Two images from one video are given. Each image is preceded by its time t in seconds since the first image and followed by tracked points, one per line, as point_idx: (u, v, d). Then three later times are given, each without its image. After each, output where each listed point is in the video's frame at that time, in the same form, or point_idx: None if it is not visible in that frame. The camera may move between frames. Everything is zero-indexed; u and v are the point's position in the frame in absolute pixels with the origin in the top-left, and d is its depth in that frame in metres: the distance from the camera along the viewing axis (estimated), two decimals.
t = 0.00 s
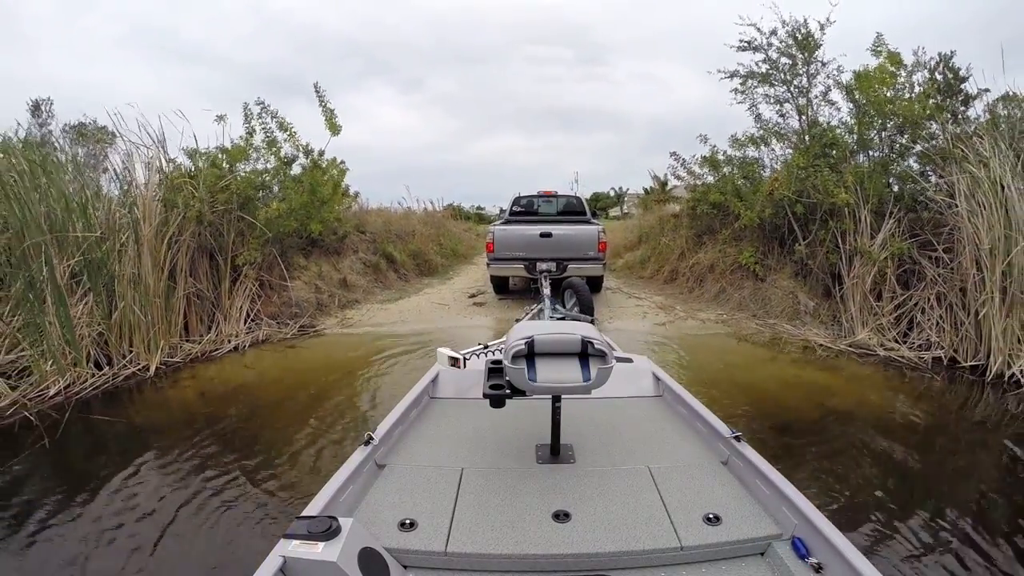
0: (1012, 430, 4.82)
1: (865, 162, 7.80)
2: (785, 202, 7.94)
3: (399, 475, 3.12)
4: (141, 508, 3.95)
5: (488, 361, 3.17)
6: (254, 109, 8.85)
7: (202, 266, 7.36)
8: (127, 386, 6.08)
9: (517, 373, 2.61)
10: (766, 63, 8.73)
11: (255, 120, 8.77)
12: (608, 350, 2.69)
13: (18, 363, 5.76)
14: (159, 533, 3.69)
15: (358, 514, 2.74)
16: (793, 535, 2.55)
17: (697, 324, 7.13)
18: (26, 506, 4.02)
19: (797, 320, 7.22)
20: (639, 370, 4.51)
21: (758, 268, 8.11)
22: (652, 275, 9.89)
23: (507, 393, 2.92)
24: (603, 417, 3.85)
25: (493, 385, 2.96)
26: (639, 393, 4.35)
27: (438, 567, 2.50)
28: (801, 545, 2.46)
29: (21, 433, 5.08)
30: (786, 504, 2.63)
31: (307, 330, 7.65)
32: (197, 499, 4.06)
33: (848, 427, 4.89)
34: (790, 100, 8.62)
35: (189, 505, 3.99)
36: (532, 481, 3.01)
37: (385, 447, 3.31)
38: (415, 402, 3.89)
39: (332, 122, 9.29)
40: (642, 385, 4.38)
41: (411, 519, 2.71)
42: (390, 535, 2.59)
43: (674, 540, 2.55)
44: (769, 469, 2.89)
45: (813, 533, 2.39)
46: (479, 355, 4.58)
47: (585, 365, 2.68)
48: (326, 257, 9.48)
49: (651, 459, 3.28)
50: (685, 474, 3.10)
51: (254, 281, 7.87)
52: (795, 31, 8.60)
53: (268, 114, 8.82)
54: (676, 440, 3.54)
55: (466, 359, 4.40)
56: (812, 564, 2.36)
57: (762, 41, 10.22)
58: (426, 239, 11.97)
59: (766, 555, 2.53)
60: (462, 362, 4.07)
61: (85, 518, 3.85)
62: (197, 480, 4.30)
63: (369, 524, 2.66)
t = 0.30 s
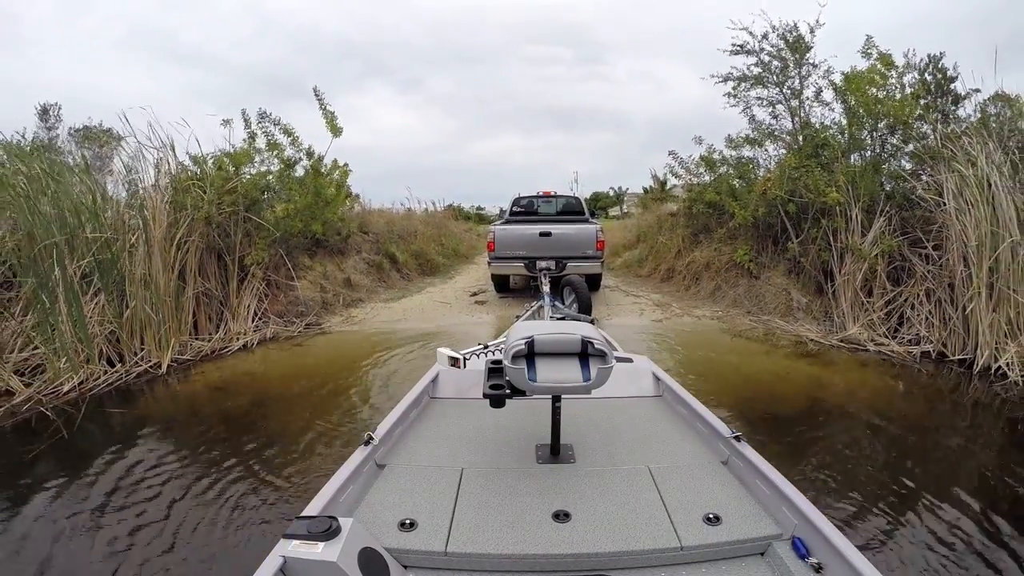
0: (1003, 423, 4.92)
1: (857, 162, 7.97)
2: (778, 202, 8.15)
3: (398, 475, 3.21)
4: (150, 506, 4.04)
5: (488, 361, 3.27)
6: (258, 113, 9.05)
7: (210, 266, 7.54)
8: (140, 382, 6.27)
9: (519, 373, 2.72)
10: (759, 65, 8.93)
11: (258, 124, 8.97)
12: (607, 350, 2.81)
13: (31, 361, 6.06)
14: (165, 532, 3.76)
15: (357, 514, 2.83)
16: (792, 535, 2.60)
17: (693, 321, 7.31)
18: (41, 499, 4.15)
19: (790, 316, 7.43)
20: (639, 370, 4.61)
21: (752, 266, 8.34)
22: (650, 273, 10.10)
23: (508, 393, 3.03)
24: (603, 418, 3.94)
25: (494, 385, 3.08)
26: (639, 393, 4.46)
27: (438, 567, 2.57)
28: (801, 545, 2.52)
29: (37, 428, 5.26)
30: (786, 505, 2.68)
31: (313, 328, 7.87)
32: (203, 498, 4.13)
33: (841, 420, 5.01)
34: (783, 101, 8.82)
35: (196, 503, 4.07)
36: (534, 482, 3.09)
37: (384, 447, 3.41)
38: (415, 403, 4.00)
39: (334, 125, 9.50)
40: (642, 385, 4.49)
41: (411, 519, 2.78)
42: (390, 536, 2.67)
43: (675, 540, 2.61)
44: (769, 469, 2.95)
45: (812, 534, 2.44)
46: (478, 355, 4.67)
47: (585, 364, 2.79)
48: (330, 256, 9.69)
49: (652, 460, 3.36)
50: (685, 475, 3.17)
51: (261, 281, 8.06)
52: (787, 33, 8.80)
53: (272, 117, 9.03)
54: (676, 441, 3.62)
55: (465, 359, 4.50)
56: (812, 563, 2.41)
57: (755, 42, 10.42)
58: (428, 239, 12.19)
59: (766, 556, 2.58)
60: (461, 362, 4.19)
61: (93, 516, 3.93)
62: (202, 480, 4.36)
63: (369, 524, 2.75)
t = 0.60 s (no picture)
0: (991, 421, 5.06)
1: (850, 166, 8.18)
2: (772, 205, 8.40)
3: (398, 474, 3.30)
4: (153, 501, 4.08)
5: (488, 361, 3.39)
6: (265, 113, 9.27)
7: (218, 262, 7.75)
8: (151, 374, 6.47)
9: (520, 372, 2.83)
10: (755, 71, 9.15)
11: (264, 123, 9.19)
12: (607, 350, 2.92)
13: (42, 353, 6.27)
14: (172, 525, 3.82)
15: (358, 514, 2.89)
16: (792, 534, 2.67)
17: (687, 320, 7.52)
18: (56, 485, 4.30)
19: (783, 316, 7.64)
20: (637, 371, 4.74)
21: (747, 267, 8.56)
22: (648, 274, 10.33)
23: (508, 393, 3.14)
24: (605, 419, 4.07)
25: (494, 385, 3.18)
26: (640, 394, 4.60)
27: (438, 567, 2.62)
28: (801, 545, 2.58)
29: (52, 416, 5.46)
30: (786, 505, 2.75)
31: (318, 324, 8.10)
32: (208, 493, 4.19)
33: (832, 418, 5.16)
34: (779, 106, 9.03)
35: (203, 496, 4.15)
36: (535, 483, 3.18)
37: (385, 448, 3.51)
38: (416, 403, 4.11)
39: (340, 125, 9.71)
40: (642, 386, 4.62)
41: (411, 520, 2.85)
42: (391, 535, 2.73)
43: (675, 540, 2.67)
44: (769, 470, 3.03)
45: (812, 534, 2.50)
46: (479, 355, 4.73)
47: (584, 364, 2.90)
48: (334, 254, 9.92)
49: (652, 461, 3.46)
50: (686, 475, 3.26)
51: (268, 277, 8.26)
52: (783, 40, 9.02)
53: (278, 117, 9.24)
54: (677, 442, 3.73)
55: (466, 358, 4.61)
56: (812, 563, 2.47)
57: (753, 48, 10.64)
58: (431, 238, 12.43)
59: (766, 556, 2.65)
60: (462, 361, 4.29)
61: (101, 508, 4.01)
62: (206, 476, 4.41)
63: (370, 523, 2.81)
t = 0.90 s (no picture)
0: (980, 417, 5.20)
1: (845, 169, 8.36)
2: (767, 207, 8.60)
3: (398, 474, 3.38)
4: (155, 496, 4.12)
5: (488, 361, 3.55)
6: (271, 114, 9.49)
7: (225, 258, 7.93)
8: (161, 367, 6.66)
9: (520, 372, 2.97)
10: (753, 75, 9.35)
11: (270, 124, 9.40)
12: (608, 351, 3.08)
13: (54, 347, 6.47)
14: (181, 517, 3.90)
15: (358, 514, 2.95)
16: (792, 534, 2.73)
17: (682, 317, 7.72)
18: (74, 470, 4.49)
19: (776, 314, 7.84)
20: (638, 372, 4.89)
21: (742, 266, 8.77)
22: (646, 274, 10.54)
23: (508, 393, 3.28)
24: (605, 419, 4.19)
25: (495, 385, 3.32)
26: (640, 395, 4.74)
27: (438, 566, 2.68)
28: (801, 546, 2.64)
29: (67, 406, 5.65)
30: (786, 506, 2.81)
31: (323, 321, 8.29)
32: (215, 488, 4.22)
33: (823, 411, 5.34)
34: (775, 110, 9.23)
35: (208, 488, 4.24)
36: (534, 483, 3.26)
37: (384, 448, 3.60)
38: (416, 404, 4.25)
39: (345, 126, 9.91)
40: (642, 387, 4.77)
41: (411, 520, 2.91)
42: (391, 535, 2.79)
43: (675, 541, 2.73)
44: (768, 471, 3.09)
45: (812, 535, 2.56)
46: (479, 355, 4.92)
47: (584, 364, 3.05)
48: (338, 253, 10.13)
49: (653, 461, 3.54)
50: (686, 475, 3.34)
51: (274, 274, 8.45)
52: (780, 45, 9.22)
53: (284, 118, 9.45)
54: (677, 442, 3.82)
55: (467, 358, 4.79)
56: (812, 563, 2.52)
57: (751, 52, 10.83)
58: (433, 238, 12.64)
59: (766, 556, 2.70)
60: (462, 361, 4.45)
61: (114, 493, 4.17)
62: (213, 468, 4.54)
63: (370, 523, 2.87)
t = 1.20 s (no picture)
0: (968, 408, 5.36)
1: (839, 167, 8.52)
2: (762, 205, 8.80)
3: (398, 474, 3.55)
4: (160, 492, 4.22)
5: (487, 361, 3.72)
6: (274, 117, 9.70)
7: (231, 258, 8.11)
8: (171, 364, 6.85)
9: (521, 373, 3.14)
10: (748, 77, 9.52)
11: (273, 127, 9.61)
12: (608, 351, 3.24)
13: (65, 346, 6.65)
14: (188, 513, 3.97)
15: (358, 515, 3.09)
16: (792, 534, 2.86)
17: (678, 314, 7.92)
18: (88, 465, 4.64)
19: (770, 310, 8.04)
20: (638, 373, 5.07)
21: (737, 263, 8.97)
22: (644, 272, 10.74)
23: (508, 393, 3.44)
24: (606, 420, 4.37)
25: (495, 385, 3.49)
26: (641, 395, 4.92)
27: (438, 566, 2.81)
28: (801, 546, 2.75)
29: (81, 403, 5.83)
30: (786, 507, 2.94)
31: (329, 320, 8.47)
32: (220, 486, 4.30)
33: (814, 404, 5.52)
34: (769, 110, 9.42)
35: (214, 483, 4.34)
36: (535, 483, 3.42)
37: (384, 449, 3.76)
38: (416, 405, 4.42)
39: (347, 129, 10.10)
40: (642, 387, 4.95)
41: (411, 520, 3.04)
42: (391, 536, 2.92)
43: (675, 541, 2.86)
44: (769, 472, 3.23)
45: (811, 536, 2.67)
46: (479, 356, 5.12)
47: (584, 364, 3.22)
48: (342, 252, 10.32)
49: (655, 461, 3.70)
50: (687, 476, 3.49)
51: (280, 274, 8.64)
52: (774, 47, 9.40)
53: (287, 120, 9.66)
54: (678, 442, 3.99)
55: (467, 358, 5.00)
56: (813, 563, 2.63)
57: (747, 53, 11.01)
58: (434, 238, 12.85)
59: (766, 557, 2.83)
60: (462, 361, 4.65)
61: (125, 489, 4.28)
62: (220, 462, 4.65)
63: (370, 524, 3.01)
